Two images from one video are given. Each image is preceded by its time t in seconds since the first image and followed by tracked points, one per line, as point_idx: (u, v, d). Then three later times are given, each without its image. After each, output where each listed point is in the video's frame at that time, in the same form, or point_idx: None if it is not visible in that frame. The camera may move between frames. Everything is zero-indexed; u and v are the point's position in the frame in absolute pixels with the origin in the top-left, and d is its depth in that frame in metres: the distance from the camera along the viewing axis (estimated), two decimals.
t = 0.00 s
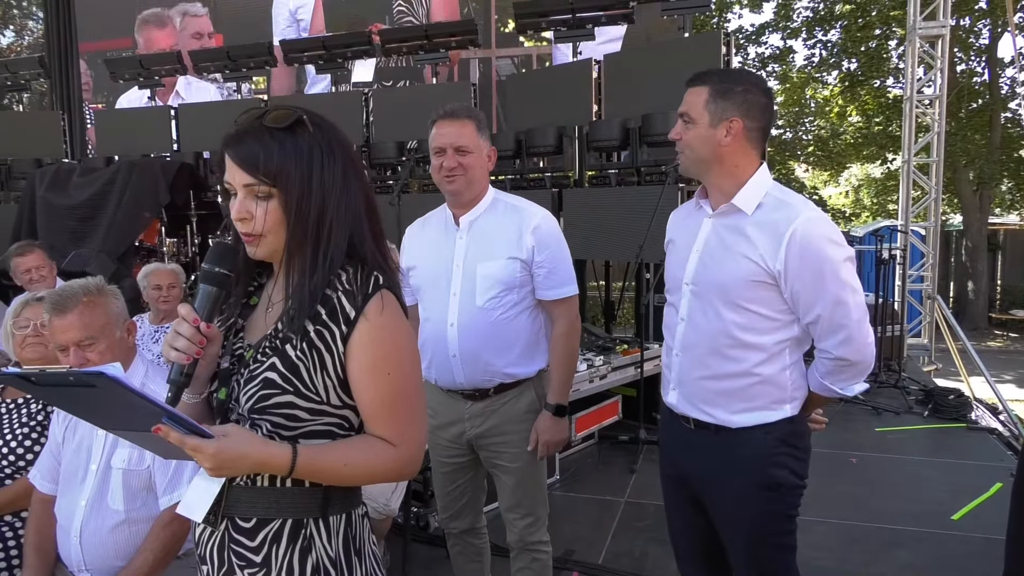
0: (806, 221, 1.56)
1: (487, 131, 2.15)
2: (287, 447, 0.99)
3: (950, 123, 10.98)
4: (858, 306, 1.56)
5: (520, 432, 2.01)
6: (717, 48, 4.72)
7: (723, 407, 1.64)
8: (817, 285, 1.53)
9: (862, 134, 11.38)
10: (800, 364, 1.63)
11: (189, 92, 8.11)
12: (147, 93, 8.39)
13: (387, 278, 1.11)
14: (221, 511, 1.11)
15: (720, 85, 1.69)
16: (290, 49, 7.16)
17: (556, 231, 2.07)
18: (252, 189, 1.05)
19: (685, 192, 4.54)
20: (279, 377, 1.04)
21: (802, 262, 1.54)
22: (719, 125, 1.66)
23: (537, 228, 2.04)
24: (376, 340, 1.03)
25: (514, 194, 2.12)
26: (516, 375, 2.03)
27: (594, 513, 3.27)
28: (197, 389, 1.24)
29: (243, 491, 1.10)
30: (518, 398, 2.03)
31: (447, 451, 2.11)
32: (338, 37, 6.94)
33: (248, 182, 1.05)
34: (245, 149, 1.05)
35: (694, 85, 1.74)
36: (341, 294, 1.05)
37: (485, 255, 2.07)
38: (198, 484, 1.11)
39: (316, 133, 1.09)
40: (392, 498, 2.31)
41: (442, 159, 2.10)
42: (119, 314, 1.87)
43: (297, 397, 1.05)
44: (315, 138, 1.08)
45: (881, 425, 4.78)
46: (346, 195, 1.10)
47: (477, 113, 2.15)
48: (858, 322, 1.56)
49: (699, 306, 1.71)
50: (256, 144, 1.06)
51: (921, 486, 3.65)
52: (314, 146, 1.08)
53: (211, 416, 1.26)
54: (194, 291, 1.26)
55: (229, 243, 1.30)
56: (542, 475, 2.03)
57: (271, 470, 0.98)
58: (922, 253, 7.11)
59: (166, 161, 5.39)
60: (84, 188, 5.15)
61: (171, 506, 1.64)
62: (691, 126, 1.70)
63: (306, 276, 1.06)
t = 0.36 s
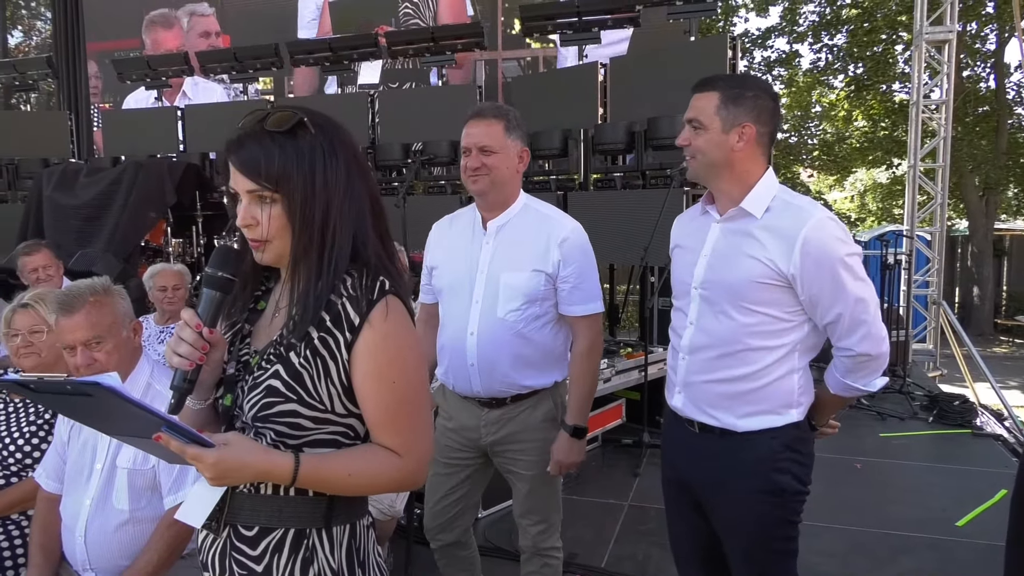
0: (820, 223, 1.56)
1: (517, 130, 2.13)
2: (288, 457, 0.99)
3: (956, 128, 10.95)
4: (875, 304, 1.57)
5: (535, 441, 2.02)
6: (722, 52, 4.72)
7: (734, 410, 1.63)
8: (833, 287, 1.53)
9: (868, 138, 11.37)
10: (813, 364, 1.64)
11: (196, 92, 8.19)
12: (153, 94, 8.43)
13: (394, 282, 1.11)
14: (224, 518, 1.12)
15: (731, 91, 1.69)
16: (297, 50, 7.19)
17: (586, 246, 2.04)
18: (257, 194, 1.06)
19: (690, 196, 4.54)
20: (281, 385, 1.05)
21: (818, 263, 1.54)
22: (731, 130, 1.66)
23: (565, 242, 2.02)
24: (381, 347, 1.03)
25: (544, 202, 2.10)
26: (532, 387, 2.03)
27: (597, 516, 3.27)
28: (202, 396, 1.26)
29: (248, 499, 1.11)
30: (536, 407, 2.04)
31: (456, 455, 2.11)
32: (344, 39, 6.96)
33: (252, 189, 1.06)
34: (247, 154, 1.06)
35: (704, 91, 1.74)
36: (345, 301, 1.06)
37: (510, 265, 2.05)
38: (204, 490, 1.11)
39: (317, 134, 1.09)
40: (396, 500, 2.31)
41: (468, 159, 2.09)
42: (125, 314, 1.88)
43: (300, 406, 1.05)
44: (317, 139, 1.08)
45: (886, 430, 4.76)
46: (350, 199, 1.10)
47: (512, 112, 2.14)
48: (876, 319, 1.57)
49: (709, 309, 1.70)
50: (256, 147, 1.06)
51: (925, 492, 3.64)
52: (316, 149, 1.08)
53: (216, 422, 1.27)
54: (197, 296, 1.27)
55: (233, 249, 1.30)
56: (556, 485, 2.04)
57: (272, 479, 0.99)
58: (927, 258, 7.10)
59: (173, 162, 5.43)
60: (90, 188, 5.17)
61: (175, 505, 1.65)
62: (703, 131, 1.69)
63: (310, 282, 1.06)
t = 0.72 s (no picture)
0: (835, 222, 1.58)
1: (522, 126, 2.10)
2: (300, 460, 0.99)
3: (963, 131, 10.93)
4: (884, 307, 1.58)
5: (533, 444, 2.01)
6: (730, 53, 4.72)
7: (749, 412, 1.62)
8: (849, 285, 1.55)
9: (875, 140, 11.35)
10: (821, 366, 1.65)
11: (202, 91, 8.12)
12: (160, 91, 8.46)
13: (409, 281, 1.12)
14: (234, 521, 1.12)
15: (750, 88, 1.68)
16: (304, 49, 7.21)
17: (589, 243, 2.06)
18: (270, 187, 1.06)
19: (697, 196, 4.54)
20: (294, 386, 1.05)
21: (833, 262, 1.55)
22: (750, 128, 1.66)
23: (569, 239, 2.04)
24: (397, 346, 1.03)
25: (551, 200, 2.11)
26: (532, 385, 2.04)
27: (602, 516, 3.27)
28: (214, 397, 1.25)
29: (258, 505, 1.11)
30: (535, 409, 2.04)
31: (456, 457, 2.10)
32: (351, 37, 6.98)
33: (266, 181, 1.06)
34: (263, 149, 1.06)
35: (721, 87, 1.73)
36: (360, 298, 1.06)
37: (514, 260, 2.06)
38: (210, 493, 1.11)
39: (334, 128, 1.09)
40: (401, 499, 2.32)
41: (474, 154, 2.08)
42: (116, 318, 1.83)
43: (313, 407, 1.05)
44: (334, 134, 1.09)
45: (891, 433, 4.75)
46: (364, 196, 1.10)
47: (519, 108, 2.12)
48: (884, 321, 1.58)
49: (722, 309, 1.70)
50: (272, 141, 1.07)
51: (931, 495, 3.63)
52: (334, 144, 1.09)
53: (226, 424, 1.26)
54: (210, 294, 1.27)
55: (245, 247, 1.31)
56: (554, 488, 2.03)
57: (282, 483, 0.99)
58: (934, 261, 7.07)
59: (181, 159, 5.46)
60: (97, 184, 5.20)
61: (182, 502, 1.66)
62: (722, 127, 1.68)
63: (325, 279, 1.06)
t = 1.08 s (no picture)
0: (845, 218, 1.57)
1: (523, 124, 2.09)
2: (308, 455, 0.99)
3: (974, 131, 10.86)
4: (892, 304, 1.57)
5: (534, 441, 2.01)
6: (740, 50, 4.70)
7: (758, 409, 1.61)
8: (858, 282, 1.54)
9: (885, 139, 11.29)
10: (829, 364, 1.64)
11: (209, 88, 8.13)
12: (169, 88, 8.49)
13: (418, 277, 1.12)
14: (242, 516, 1.12)
15: (757, 86, 1.67)
16: (313, 46, 7.22)
17: (586, 234, 2.05)
18: (279, 183, 1.06)
19: (705, 195, 4.52)
20: (302, 381, 1.05)
21: (842, 258, 1.55)
22: (759, 124, 1.65)
23: (564, 229, 2.04)
24: (405, 341, 1.03)
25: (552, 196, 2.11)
26: (533, 380, 2.02)
27: (608, 515, 3.27)
28: (221, 392, 1.25)
29: (265, 499, 1.11)
30: (536, 405, 2.02)
31: (459, 454, 2.10)
32: (360, 34, 6.99)
33: (275, 177, 1.06)
34: (271, 143, 1.06)
35: (729, 85, 1.72)
36: (367, 294, 1.06)
37: (513, 253, 2.06)
38: (219, 488, 1.12)
39: (344, 125, 1.09)
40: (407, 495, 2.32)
41: (477, 151, 2.09)
42: (107, 319, 1.81)
43: (321, 402, 1.05)
44: (343, 130, 1.09)
45: (899, 434, 4.73)
46: (372, 191, 1.10)
47: (521, 106, 2.11)
48: (892, 318, 1.57)
49: (731, 306, 1.69)
50: (282, 136, 1.07)
51: (940, 497, 3.61)
52: (342, 139, 1.09)
53: (233, 419, 1.26)
54: (219, 290, 1.27)
55: (254, 242, 1.31)
56: (555, 485, 2.02)
57: (291, 478, 0.99)
58: (943, 262, 7.04)
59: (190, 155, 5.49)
60: (106, 180, 5.22)
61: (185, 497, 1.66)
62: (729, 125, 1.67)
63: (334, 275, 1.07)
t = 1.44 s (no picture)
0: (845, 217, 1.58)
1: (517, 122, 2.08)
2: (305, 450, 1.00)
3: (978, 130, 10.82)
4: (893, 303, 1.57)
5: (532, 439, 2.01)
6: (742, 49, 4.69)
7: (759, 407, 1.62)
8: (858, 280, 1.54)
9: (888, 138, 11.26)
10: (829, 363, 1.64)
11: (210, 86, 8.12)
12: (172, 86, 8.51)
13: (414, 276, 1.13)
14: (236, 511, 1.12)
15: (759, 84, 1.67)
16: (315, 44, 7.22)
17: (583, 233, 2.04)
18: (273, 181, 1.07)
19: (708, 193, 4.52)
20: (297, 377, 1.06)
21: (843, 257, 1.55)
22: (760, 123, 1.65)
23: (561, 228, 2.03)
24: (401, 338, 1.04)
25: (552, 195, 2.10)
26: (527, 379, 2.01)
27: (609, 513, 3.28)
28: (217, 388, 1.27)
29: (259, 494, 1.11)
30: (533, 402, 2.02)
31: (459, 451, 2.11)
32: (362, 32, 6.99)
33: (269, 175, 1.07)
34: (267, 142, 1.07)
35: (730, 84, 1.72)
36: (363, 292, 1.06)
37: (509, 251, 2.06)
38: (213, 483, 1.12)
39: (339, 124, 1.10)
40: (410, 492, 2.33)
41: (471, 152, 2.10)
42: (103, 318, 1.81)
43: (316, 398, 1.06)
44: (339, 129, 1.10)
45: (902, 433, 4.72)
46: (365, 190, 1.11)
47: (518, 105, 2.11)
48: (892, 317, 1.58)
49: (731, 303, 1.69)
50: (276, 135, 1.07)
51: (942, 496, 3.61)
52: (337, 139, 1.09)
53: (228, 415, 1.29)
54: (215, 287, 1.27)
55: (250, 240, 1.31)
56: (552, 482, 2.02)
57: (288, 474, 0.99)
58: (946, 260, 7.04)
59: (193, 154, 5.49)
60: (109, 178, 5.24)
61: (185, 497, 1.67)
62: (731, 124, 1.68)
63: (328, 273, 1.07)
